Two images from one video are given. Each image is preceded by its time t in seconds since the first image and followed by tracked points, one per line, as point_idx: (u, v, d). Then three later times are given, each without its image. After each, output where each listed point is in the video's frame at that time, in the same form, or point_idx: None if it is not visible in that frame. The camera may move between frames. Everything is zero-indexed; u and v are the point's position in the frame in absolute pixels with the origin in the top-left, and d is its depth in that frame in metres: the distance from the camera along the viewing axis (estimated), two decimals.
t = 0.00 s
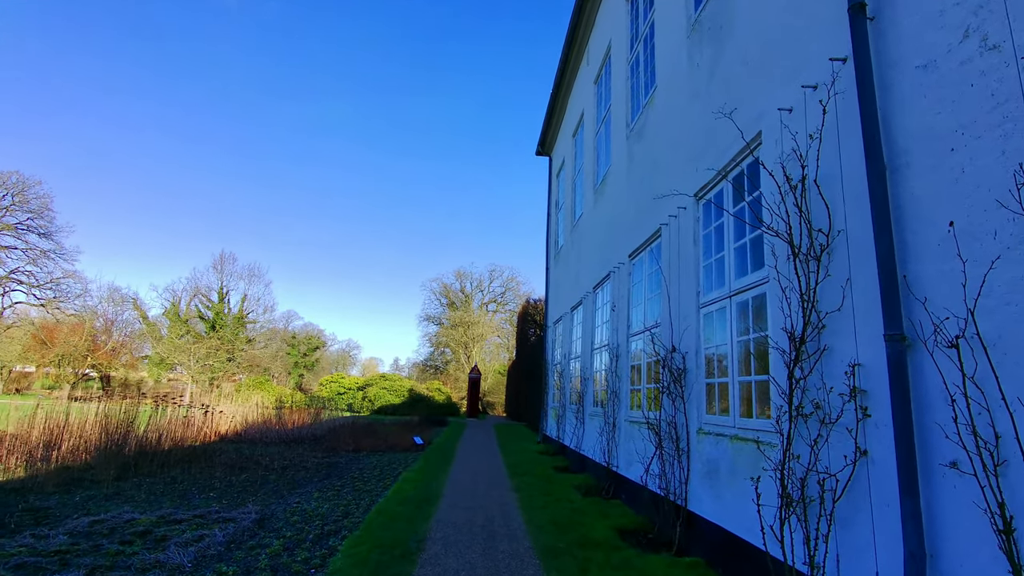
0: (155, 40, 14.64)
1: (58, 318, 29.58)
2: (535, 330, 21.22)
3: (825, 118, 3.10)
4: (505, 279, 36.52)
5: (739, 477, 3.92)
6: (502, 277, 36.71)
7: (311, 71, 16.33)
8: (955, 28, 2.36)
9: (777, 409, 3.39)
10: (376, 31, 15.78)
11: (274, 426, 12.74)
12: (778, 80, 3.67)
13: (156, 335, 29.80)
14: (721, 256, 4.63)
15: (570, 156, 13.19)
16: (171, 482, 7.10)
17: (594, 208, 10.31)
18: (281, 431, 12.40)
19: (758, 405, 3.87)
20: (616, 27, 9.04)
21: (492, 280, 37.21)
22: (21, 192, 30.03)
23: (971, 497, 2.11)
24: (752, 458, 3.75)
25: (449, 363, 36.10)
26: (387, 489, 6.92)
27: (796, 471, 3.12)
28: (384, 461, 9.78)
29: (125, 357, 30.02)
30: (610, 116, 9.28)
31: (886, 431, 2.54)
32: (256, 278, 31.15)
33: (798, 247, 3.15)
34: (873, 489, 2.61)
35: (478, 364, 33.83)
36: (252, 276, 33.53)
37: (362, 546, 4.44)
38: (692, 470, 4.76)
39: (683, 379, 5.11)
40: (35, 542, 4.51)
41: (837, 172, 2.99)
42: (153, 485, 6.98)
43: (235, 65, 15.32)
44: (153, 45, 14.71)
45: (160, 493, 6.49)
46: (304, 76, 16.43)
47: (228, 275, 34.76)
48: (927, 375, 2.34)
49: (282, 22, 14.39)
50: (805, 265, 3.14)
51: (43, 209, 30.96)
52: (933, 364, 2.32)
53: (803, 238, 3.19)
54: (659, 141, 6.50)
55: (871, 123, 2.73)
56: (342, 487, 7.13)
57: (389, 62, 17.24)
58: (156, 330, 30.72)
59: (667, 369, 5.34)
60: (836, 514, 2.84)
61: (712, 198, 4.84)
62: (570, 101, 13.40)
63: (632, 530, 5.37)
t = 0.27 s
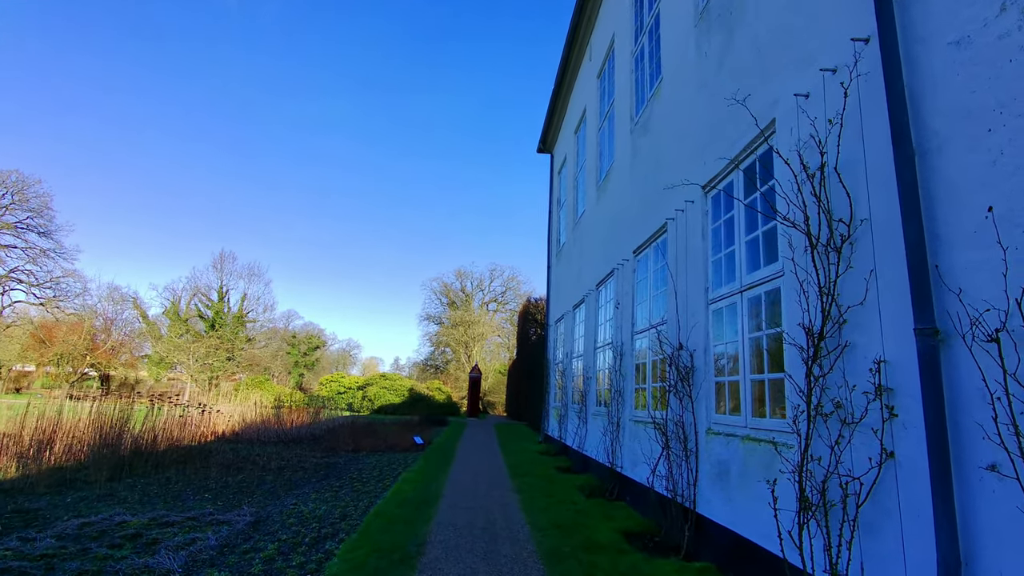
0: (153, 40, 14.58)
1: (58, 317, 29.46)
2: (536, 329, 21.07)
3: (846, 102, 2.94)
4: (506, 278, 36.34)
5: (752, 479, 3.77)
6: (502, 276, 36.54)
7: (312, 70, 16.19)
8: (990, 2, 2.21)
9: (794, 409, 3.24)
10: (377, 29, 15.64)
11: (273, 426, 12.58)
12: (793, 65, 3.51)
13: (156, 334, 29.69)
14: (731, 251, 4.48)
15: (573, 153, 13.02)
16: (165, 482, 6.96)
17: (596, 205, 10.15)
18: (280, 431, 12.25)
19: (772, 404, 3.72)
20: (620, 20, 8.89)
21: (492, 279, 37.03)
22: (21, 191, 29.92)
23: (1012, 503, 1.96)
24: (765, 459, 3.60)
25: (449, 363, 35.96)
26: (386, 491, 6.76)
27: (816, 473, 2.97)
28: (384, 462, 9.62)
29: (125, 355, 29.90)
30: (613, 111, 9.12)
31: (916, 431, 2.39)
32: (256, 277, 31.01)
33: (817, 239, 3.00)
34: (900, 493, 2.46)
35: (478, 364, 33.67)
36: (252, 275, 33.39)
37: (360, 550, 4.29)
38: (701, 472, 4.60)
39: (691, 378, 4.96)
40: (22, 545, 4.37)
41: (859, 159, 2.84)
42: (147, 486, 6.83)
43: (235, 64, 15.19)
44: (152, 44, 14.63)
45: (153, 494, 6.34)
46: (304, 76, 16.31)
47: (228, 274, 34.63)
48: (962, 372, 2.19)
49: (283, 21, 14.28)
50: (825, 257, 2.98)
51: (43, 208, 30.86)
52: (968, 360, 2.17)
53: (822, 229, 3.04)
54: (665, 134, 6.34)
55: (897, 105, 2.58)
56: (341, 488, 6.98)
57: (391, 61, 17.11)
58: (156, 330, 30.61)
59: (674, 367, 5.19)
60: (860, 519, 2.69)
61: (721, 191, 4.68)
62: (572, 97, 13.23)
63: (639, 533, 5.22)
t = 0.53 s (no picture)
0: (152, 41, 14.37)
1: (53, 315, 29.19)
2: (535, 328, 20.92)
3: (870, 85, 2.78)
4: (505, 276, 36.15)
5: (765, 483, 3.61)
6: (501, 274, 36.35)
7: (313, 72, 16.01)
8: None
9: (812, 410, 3.08)
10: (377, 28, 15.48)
11: (269, 426, 12.40)
12: (809, 48, 3.35)
13: (153, 332, 29.47)
14: (741, 245, 4.32)
15: (573, 149, 12.86)
16: (157, 484, 6.79)
17: (598, 201, 9.98)
18: (275, 432, 12.08)
19: (786, 404, 3.56)
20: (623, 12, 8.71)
21: (491, 277, 36.84)
22: (17, 188, 29.62)
23: None
24: (780, 462, 3.43)
25: (448, 362, 35.79)
26: (382, 492, 6.59)
27: (837, 478, 2.82)
28: (381, 462, 9.45)
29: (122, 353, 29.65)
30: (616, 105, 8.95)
31: (951, 434, 2.23)
32: (254, 274, 30.82)
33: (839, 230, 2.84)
34: (933, 501, 2.30)
35: (477, 362, 33.52)
36: (249, 273, 33.16)
37: (356, 556, 4.13)
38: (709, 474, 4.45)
39: (698, 377, 4.80)
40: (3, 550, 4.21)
41: (885, 145, 2.67)
42: (138, 487, 6.65)
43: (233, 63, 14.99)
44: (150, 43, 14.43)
45: (144, 497, 6.16)
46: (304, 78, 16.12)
47: (225, 271, 34.38)
48: (1004, 371, 2.03)
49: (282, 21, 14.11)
50: (849, 249, 2.82)
51: (39, 205, 30.58)
52: (1012, 359, 2.01)
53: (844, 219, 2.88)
54: (670, 127, 6.18)
55: (929, 85, 2.41)
56: (337, 489, 6.81)
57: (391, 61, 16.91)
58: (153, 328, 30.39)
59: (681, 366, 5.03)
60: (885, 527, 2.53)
61: (732, 184, 4.52)
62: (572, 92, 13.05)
63: (644, 537, 5.06)
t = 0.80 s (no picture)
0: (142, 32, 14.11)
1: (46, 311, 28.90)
2: (532, 325, 20.80)
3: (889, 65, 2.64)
4: (502, 273, 35.99)
5: (772, 484, 3.47)
6: (498, 271, 36.21)
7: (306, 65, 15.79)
8: None
9: (823, 408, 2.94)
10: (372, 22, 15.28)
11: (262, 424, 12.24)
12: (820, 30, 3.21)
13: (147, 329, 29.22)
14: (747, 237, 4.18)
15: (571, 143, 12.69)
16: (145, 483, 6.62)
17: (597, 195, 9.83)
18: (269, 430, 11.92)
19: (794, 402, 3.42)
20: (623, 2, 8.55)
21: (488, 274, 36.69)
22: (9, 182, 29.31)
23: None
24: (789, 462, 3.31)
25: (445, 359, 35.65)
26: (376, 492, 6.44)
27: (851, 479, 2.69)
28: (376, 460, 9.31)
29: (116, 350, 29.39)
30: (615, 97, 8.80)
31: (978, 434, 2.09)
32: (250, 270, 30.59)
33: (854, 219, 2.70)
34: (958, 505, 2.16)
35: (474, 359, 33.38)
36: (245, 269, 32.92)
37: (346, 558, 3.99)
38: (713, 474, 4.31)
39: (701, 373, 4.66)
40: None
41: (905, 128, 2.53)
42: (125, 486, 6.48)
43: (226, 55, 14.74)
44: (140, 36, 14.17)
45: (130, 496, 5.99)
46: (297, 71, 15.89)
47: (220, 268, 34.13)
48: None
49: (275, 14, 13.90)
50: (865, 238, 2.68)
51: (32, 201, 30.26)
52: None
53: (860, 207, 2.74)
54: (672, 117, 6.03)
55: (955, 62, 2.27)
56: (330, 488, 6.67)
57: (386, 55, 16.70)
58: (147, 324, 30.13)
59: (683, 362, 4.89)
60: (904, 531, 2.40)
61: (737, 175, 4.38)
62: (571, 86, 12.89)
63: (644, 538, 4.93)
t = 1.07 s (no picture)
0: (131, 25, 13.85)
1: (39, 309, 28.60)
2: (529, 322, 20.65)
3: (909, 38, 2.48)
4: (499, 271, 35.83)
5: (779, 483, 3.32)
6: (495, 269, 36.04)
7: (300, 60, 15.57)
8: None
9: (835, 404, 2.78)
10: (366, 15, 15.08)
11: (255, 421, 12.06)
12: (832, 5, 3.04)
13: (141, 327, 28.92)
14: (751, 227, 4.02)
15: (569, 136, 12.51)
16: (131, 482, 6.44)
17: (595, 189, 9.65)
18: (262, 427, 11.74)
19: (803, 398, 3.26)
20: None
21: (485, 272, 36.52)
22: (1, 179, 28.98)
23: None
24: (797, 461, 3.15)
25: (441, 356, 35.49)
26: (368, 491, 6.26)
27: (866, 479, 2.53)
28: (369, 458, 9.15)
29: (111, 347, 29.07)
30: (614, 88, 8.63)
31: (1009, 431, 1.94)
32: (245, 268, 30.34)
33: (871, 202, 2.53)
34: (985, 507, 2.01)
35: (471, 357, 33.23)
36: (240, 266, 32.65)
37: (332, 561, 3.83)
38: (716, 472, 4.15)
39: (703, 369, 4.50)
40: None
41: (927, 104, 2.38)
42: (109, 486, 6.29)
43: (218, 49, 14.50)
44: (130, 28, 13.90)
45: (113, 497, 5.80)
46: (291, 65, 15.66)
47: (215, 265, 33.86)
48: None
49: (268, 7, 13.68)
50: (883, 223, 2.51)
51: (25, 197, 29.93)
52: None
53: (877, 190, 2.58)
54: (673, 105, 5.86)
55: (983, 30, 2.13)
56: (321, 488, 6.50)
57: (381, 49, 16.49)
58: (142, 322, 29.86)
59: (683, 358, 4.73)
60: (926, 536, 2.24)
61: (741, 162, 4.22)
62: (568, 79, 12.71)
63: (645, 539, 4.76)
